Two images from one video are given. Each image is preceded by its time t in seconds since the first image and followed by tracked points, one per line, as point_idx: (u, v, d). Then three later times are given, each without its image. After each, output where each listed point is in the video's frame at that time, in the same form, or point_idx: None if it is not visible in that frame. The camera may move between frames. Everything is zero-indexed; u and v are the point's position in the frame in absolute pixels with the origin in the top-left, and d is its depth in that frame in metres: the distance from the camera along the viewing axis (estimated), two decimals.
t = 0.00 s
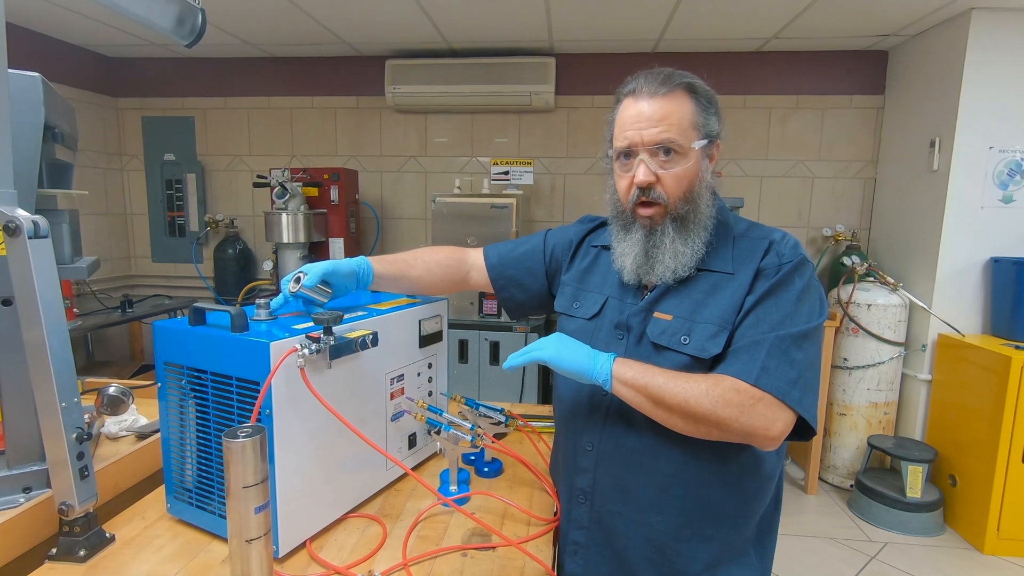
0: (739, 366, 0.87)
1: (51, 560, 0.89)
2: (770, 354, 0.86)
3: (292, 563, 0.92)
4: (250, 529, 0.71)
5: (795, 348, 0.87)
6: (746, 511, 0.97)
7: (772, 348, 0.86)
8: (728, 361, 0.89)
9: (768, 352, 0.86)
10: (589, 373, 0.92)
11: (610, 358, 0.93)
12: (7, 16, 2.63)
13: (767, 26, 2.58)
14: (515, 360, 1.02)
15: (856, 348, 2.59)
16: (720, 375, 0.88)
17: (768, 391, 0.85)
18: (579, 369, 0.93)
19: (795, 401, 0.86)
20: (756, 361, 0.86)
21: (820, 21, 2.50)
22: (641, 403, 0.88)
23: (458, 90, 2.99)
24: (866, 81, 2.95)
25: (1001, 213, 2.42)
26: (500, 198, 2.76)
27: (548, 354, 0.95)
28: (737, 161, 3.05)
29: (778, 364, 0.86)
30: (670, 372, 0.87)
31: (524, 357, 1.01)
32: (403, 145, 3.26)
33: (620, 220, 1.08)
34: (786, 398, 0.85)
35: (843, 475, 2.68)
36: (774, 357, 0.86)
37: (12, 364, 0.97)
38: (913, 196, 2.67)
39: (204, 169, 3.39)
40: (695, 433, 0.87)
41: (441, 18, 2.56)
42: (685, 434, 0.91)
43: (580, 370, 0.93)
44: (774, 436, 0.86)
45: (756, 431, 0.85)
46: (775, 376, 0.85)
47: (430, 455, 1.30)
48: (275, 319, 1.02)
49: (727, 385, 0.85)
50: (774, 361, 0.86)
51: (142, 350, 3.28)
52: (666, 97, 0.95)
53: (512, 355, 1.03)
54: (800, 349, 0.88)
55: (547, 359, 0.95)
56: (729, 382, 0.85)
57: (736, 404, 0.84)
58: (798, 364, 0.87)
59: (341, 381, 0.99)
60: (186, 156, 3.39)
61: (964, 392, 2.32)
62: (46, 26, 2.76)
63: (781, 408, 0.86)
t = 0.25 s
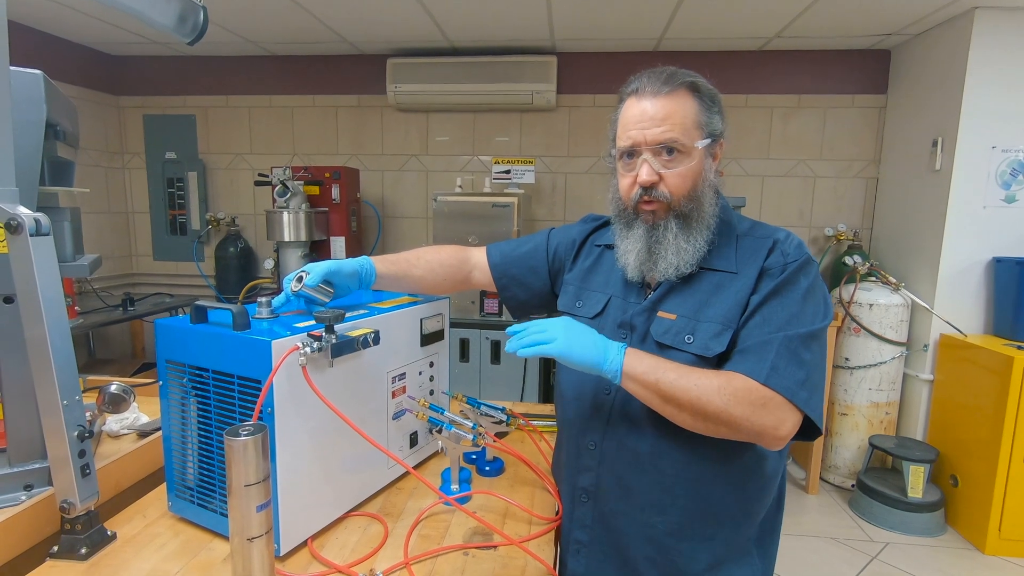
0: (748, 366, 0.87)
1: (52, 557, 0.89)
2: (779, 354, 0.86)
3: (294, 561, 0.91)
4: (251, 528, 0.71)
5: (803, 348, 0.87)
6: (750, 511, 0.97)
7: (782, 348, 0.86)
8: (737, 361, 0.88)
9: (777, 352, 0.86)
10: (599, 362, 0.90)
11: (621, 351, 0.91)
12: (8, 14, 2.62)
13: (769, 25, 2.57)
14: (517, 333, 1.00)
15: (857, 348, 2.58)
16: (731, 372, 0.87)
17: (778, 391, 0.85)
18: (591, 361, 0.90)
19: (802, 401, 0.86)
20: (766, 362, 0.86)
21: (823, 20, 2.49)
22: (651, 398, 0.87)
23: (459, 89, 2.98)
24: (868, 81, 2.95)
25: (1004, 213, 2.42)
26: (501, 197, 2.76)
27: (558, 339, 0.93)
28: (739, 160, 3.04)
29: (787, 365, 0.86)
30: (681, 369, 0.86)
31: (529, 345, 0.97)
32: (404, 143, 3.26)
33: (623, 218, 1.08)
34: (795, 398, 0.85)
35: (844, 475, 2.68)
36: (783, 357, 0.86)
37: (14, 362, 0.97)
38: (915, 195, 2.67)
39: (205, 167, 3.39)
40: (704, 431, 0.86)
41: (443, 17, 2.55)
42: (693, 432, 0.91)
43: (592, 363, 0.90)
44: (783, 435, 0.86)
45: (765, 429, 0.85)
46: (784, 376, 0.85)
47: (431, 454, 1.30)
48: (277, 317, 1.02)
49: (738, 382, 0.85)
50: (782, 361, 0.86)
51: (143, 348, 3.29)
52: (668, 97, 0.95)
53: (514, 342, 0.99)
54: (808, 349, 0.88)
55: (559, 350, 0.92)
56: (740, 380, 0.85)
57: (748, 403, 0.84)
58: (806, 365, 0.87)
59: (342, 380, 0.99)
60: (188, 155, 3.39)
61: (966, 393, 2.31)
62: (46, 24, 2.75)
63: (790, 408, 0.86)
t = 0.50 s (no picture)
0: (753, 365, 0.86)
1: (52, 552, 0.89)
2: (785, 353, 0.85)
3: (294, 556, 0.91)
4: (251, 522, 0.71)
5: (809, 347, 0.87)
6: (752, 507, 0.96)
7: (787, 347, 0.85)
8: (742, 360, 0.87)
9: (782, 351, 0.85)
10: (598, 375, 0.88)
11: (619, 363, 0.88)
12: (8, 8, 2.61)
13: (772, 20, 2.56)
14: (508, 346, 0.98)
15: (859, 344, 2.58)
16: (734, 374, 0.87)
17: (783, 391, 0.84)
18: (592, 381, 0.89)
19: (807, 400, 0.85)
20: (771, 361, 0.85)
21: (827, 14, 2.48)
22: (652, 402, 0.86)
23: (460, 84, 2.97)
24: (872, 76, 2.93)
25: (1008, 210, 2.40)
26: (503, 193, 2.75)
27: (551, 361, 0.90)
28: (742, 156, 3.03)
29: (792, 364, 0.85)
30: (683, 371, 0.85)
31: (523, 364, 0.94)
32: (405, 139, 3.25)
33: (625, 212, 1.07)
34: (800, 398, 0.85)
35: (845, 472, 2.67)
36: (789, 357, 0.85)
37: (14, 356, 0.97)
38: (919, 192, 2.65)
39: (206, 163, 3.38)
40: (705, 433, 0.86)
41: (445, 12, 2.54)
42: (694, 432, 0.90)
43: (593, 382, 0.89)
44: (785, 435, 0.86)
45: (768, 430, 0.84)
46: (789, 376, 0.85)
47: (432, 450, 1.29)
48: (277, 311, 1.02)
49: (741, 388, 0.84)
50: (787, 360, 0.85)
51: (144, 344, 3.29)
52: (672, 89, 0.94)
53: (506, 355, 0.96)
54: (813, 348, 0.87)
55: (557, 383, 0.90)
56: (744, 386, 0.84)
57: (752, 406, 0.83)
58: (811, 364, 0.86)
59: (343, 375, 0.98)
60: (188, 150, 3.38)
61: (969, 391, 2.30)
62: (46, 18, 2.74)
63: (793, 408, 0.86)
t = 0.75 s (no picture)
0: (753, 366, 0.85)
1: (52, 551, 0.89)
2: (785, 354, 0.85)
3: (294, 556, 0.91)
4: (250, 522, 0.71)
5: (808, 348, 0.86)
6: (752, 507, 0.96)
7: (787, 348, 0.85)
8: (741, 360, 0.87)
9: (782, 352, 0.85)
10: (598, 369, 0.88)
11: (619, 356, 0.88)
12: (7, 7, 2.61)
13: (773, 18, 2.55)
14: (509, 338, 0.98)
15: (860, 343, 2.57)
16: (734, 373, 0.86)
17: (782, 392, 0.84)
18: (592, 374, 0.88)
19: (807, 401, 0.85)
20: (771, 362, 0.85)
21: (828, 13, 2.47)
22: (652, 403, 0.86)
23: (460, 82, 2.97)
24: (873, 75, 2.92)
25: (1009, 209, 2.40)
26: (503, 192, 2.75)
27: (551, 353, 0.90)
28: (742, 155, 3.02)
29: (792, 365, 0.85)
30: (683, 370, 0.85)
31: (524, 361, 0.94)
32: (405, 137, 3.25)
33: (626, 211, 1.07)
34: (799, 399, 0.85)
35: (846, 471, 2.67)
36: (788, 358, 0.85)
37: (13, 355, 0.97)
38: (920, 191, 2.65)
39: (206, 162, 3.38)
40: (705, 432, 0.86)
41: (445, 10, 2.53)
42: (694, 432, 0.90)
43: (593, 375, 0.88)
44: (784, 436, 0.86)
45: (767, 431, 0.84)
46: (789, 377, 0.84)
47: (432, 449, 1.29)
48: (276, 311, 1.02)
49: (740, 385, 0.84)
50: (787, 361, 0.85)
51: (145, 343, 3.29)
52: (673, 88, 0.93)
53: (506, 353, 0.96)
54: (813, 349, 0.87)
55: (557, 375, 0.89)
56: (743, 383, 0.84)
57: (751, 406, 0.83)
58: (811, 364, 0.86)
59: (343, 375, 0.98)
60: (189, 149, 3.38)
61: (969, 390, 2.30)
62: (45, 17, 2.73)
63: (792, 408, 0.85)
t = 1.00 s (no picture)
0: (752, 365, 0.85)
1: (49, 550, 0.89)
2: (784, 354, 0.84)
3: (291, 555, 0.91)
4: (247, 521, 0.70)
5: (808, 347, 0.86)
6: (751, 506, 0.96)
7: (787, 348, 0.85)
8: (741, 360, 0.87)
9: (782, 352, 0.85)
10: (599, 373, 0.87)
11: (618, 358, 0.87)
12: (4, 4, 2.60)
13: (773, 15, 2.54)
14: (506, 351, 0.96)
15: (860, 341, 2.57)
16: (734, 373, 0.86)
17: (782, 392, 0.83)
18: (593, 380, 0.87)
19: (807, 401, 0.85)
20: (771, 362, 0.84)
21: (828, 9, 2.46)
22: (651, 402, 0.86)
23: (459, 80, 2.96)
24: (873, 72, 2.91)
25: (1009, 206, 2.39)
26: (502, 189, 2.74)
27: (551, 364, 0.89)
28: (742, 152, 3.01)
29: (792, 365, 0.84)
30: (682, 370, 0.85)
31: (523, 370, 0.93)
32: (405, 135, 3.24)
33: (625, 209, 1.07)
34: (799, 398, 0.84)
35: (845, 468, 2.67)
36: (788, 357, 0.84)
37: (10, 355, 0.96)
38: (920, 188, 2.64)
39: (205, 160, 3.38)
40: (703, 432, 0.85)
41: (444, 8, 2.53)
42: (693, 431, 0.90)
43: (594, 380, 0.88)
44: (783, 435, 0.85)
45: (766, 430, 0.84)
46: (788, 377, 0.84)
47: (431, 447, 1.29)
48: (274, 309, 1.01)
49: (739, 385, 0.83)
50: (787, 361, 0.84)
51: (144, 341, 3.28)
52: (672, 86, 0.93)
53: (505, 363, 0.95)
54: (813, 348, 0.87)
55: (559, 385, 0.89)
56: (743, 384, 0.84)
57: (750, 406, 0.83)
58: (811, 364, 0.86)
59: (341, 374, 0.98)
60: (187, 148, 3.37)
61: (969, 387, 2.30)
62: (43, 15, 2.72)
63: (791, 407, 0.85)
